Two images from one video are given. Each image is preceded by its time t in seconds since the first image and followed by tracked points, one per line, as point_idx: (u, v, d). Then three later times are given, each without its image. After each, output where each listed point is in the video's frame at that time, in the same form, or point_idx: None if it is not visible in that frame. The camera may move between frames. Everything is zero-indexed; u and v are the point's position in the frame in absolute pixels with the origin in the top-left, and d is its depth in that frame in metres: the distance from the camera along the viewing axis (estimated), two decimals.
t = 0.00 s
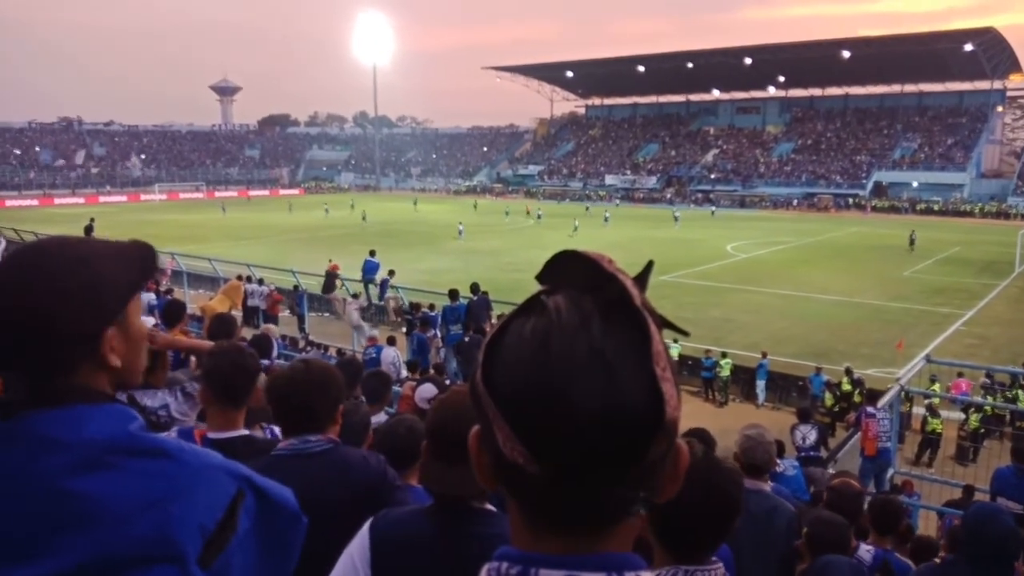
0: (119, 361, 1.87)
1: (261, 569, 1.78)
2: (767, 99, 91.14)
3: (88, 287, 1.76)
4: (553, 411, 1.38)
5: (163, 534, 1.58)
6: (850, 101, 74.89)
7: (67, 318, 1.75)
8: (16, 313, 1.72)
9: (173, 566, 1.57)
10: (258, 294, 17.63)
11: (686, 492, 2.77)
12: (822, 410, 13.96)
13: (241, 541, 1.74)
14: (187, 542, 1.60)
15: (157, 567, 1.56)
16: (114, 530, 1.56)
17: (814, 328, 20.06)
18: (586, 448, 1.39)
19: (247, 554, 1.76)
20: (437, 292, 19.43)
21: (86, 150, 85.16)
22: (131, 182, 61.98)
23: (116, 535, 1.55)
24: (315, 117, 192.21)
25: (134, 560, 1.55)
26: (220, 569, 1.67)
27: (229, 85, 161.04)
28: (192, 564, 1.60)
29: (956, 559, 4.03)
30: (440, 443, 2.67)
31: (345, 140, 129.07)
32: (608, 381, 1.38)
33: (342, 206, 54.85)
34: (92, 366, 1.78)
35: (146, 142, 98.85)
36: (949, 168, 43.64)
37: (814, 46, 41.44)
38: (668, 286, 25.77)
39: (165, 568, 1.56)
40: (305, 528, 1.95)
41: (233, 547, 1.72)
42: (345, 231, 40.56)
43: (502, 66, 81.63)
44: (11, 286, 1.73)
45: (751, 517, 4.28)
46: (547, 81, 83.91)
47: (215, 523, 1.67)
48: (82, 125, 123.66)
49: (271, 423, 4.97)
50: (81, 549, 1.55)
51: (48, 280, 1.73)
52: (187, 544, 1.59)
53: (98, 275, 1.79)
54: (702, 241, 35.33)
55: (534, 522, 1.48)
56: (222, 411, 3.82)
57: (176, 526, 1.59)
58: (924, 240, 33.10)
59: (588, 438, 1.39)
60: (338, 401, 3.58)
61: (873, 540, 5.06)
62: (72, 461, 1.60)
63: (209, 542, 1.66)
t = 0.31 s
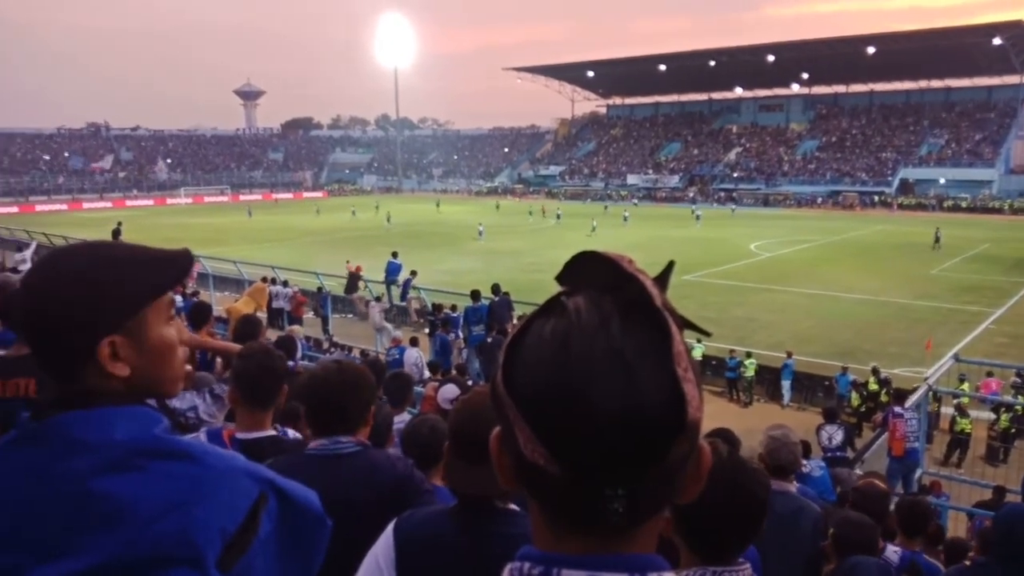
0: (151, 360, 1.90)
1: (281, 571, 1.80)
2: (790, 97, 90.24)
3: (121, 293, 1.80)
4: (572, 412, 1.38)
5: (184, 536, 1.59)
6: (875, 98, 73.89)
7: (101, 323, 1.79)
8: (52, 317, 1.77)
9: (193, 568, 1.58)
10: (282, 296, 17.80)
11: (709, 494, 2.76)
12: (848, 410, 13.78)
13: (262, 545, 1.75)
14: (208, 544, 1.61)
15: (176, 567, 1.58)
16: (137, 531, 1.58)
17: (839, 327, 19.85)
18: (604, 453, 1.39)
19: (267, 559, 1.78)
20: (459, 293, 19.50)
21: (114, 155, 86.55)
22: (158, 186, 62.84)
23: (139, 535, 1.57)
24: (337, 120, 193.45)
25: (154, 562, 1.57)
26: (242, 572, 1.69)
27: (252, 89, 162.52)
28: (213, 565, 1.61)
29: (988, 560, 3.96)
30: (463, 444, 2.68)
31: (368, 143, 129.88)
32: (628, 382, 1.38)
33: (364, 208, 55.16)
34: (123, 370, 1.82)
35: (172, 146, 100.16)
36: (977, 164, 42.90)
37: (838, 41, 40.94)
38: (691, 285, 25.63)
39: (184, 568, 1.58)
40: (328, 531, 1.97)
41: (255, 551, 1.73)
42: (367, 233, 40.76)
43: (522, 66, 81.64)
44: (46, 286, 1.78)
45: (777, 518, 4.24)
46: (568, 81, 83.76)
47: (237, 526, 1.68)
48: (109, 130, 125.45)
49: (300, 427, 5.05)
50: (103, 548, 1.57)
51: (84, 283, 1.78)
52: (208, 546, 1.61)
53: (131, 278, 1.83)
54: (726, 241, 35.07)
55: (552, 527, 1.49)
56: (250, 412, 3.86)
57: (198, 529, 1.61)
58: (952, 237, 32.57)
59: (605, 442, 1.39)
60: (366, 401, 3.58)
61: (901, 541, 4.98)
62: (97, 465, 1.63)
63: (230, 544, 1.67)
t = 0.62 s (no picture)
0: (178, 356, 1.92)
1: (302, 568, 1.81)
2: (812, 95, 89.42)
3: (143, 290, 1.82)
4: (591, 411, 1.38)
5: (207, 533, 1.61)
6: (898, 95, 73.02)
7: (129, 321, 1.82)
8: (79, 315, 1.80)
9: (217, 565, 1.61)
10: (303, 294, 17.93)
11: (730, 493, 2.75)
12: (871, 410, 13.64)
13: (283, 541, 1.77)
14: (230, 542, 1.63)
15: (196, 566, 1.60)
16: (160, 527, 1.60)
17: (860, 327, 19.65)
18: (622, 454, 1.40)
19: (289, 555, 1.79)
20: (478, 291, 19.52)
21: (137, 155, 87.63)
22: (180, 186, 63.52)
23: (163, 533, 1.59)
24: (357, 119, 194.27)
25: (177, 559, 1.59)
26: (264, 569, 1.70)
27: (273, 89, 163.65)
28: (235, 563, 1.63)
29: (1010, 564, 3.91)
30: (481, 443, 2.68)
31: (387, 142, 130.33)
32: (649, 381, 1.38)
33: (384, 207, 55.35)
34: (146, 367, 1.84)
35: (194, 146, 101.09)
36: (1003, 162, 42.22)
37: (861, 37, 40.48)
38: (711, 284, 25.47)
39: (207, 567, 1.60)
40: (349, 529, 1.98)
41: (277, 548, 1.74)
42: (387, 232, 40.91)
43: (541, 65, 81.49)
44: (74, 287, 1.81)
45: (797, 520, 4.21)
46: (587, 79, 83.54)
47: (259, 525, 1.70)
48: (132, 130, 126.93)
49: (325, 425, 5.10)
50: (129, 545, 1.59)
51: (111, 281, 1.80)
52: (230, 544, 1.63)
53: (156, 276, 1.85)
54: (746, 239, 34.80)
55: (570, 525, 1.49)
56: (270, 409, 3.88)
57: (219, 526, 1.63)
58: (977, 236, 32.11)
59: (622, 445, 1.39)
60: (391, 397, 3.58)
61: (923, 543, 4.92)
62: (121, 460, 1.66)
63: (252, 542, 1.68)
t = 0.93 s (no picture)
0: (216, 358, 1.95)
1: (332, 565, 1.84)
2: (844, 95, 88.10)
3: (178, 292, 1.85)
4: (622, 416, 1.38)
5: (241, 530, 1.64)
6: (934, 95, 71.74)
7: (169, 324, 1.85)
8: (119, 317, 1.85)
9: (250, 565, 1.63)
10: (333, 296, 18.12)
11: (761, 496, 2.72)
12: (905, 416, 13.40)
13: (315, 539, 1.79)
14: (262, 541, 1.66)
15: (230, 566, 1.62)
16: (195, 527, 1.63)
17: (894, 331, 19.32)
18: (654, 459, 1.40)
19: (320, 555, 1.81)
20: (507, 293, 19.57)
21: (173, 159, 89.16)
22: (214, 189, 64.48)
23: (198, 531, 1.62)
24: (387, 122, 195.53)
25: (211, 561, 1.62)
26: (296, 569, 1.72)
27: (305, 92, 165.38)
28: (269, 562, 1.65)
29: None
30: (507, 448, 2.69)
31: (416, 145, 131.01)
32: (680, 387, 1.38)
33: (413, 210, 55.68)
34: (180, 367, 1.87)
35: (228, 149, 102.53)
36: None
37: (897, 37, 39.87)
38: (742, 287, 25.24)
39: (241, 566, 1.63)
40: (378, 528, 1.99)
41: (309, 547, 1.77)
42: (416, 234, 41.12)
43: (571, 68, 81.44)
44: (112, 288, 1.85)
45: (829, 526, 4.17)
46: (617, 81, 83.33)
47: (292, 524, 1.72)
48: (168, 134, 129.24)
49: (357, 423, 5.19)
50: (167, 542, 1.62)
51: (149, 283, 1.84)
52: (263, 544, 1.65)
53: (192, 277, 1.88)
54: (778, 242, 34.41)
55: (602, 529, 1.49)
56: (299, 410, 3.92)
57: (254, 523, 1.65)
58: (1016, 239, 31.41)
59: (652, 449, 1.39)
60: (423, 398, 3.60)
61: (957, 552, 4.82)
62: (156, 460, 1.68)
63: (286, 540, 1.71)
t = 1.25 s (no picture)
0: (255, 360, 1.99)
1: (368, 566, 1.87)
2: (884, 96, 86.56)
3: (218, 294, 1.88)
4: (662, 419, 1.38)
5: (283, 531, 1.67)
6: (978, 96, 70.16)
7: (215, 325, 1.88)
8: (163, 318, 1.88)
9: (292, 564, 1.67)
10: (367, 299, 18.38)
11: (794, 502, 2.68)
12: (946, 424, 13.12)
13: (352, 540, 1.82)
14: (302, 541, 1.68)
15: (273, 564, 1.66)
16: (238, 523, 1.67)
17: (935, 337, 18.92)
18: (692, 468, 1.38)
19: (357, 555, 1.85)
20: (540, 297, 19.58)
21: (212, 163, 90.70)
22: (252, 193, 65.48)
23: (240, 530, 1.66)
24: (421, 126, 196.57)
25: (255, 554, 1.66)
26: (334, 569, 1.76)
27: (341, 97, 167.13)
28: (310, 562, 1.69)
29: None
30: (537, 451, 2.67)
31: (451, 149, 131.74)
32: (719, 393, 1.37)
33: (447, 213, 55.94)
34: (224, 371, 1.89)
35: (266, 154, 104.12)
36: None
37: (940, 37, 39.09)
38: (779, 292, 24.93)
39: (283, 566, 1.66)
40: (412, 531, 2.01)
41: (347, 548, 1.80)
42: (450, 238, 41.33)
43: (605, 71, 81.27)
44: (155, 291, 1.90)
45: (865, 535, 4.10)
46: (652, 83, 82.93)
47: (331, 524, 1.75)
48: (208, 138, 131.78)
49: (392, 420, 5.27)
50: (208, 539, 1.66)
51: (191, 286, 1.88)
52: (303, 544, 1.68)
53: (238, 282, 1.92)
54: (815, 246, 33.92)
55: (640, 533, 1.48)
56: (331, 411, 3.96)
57: (295, 525, 1.68)
58: None
59: (688, 452, 1.38)
60: (459, 405, 3.61)
61: (1000, 562, 4.71)
62: (203, 458, 1.73)
63: (325, 541, 1.74)
